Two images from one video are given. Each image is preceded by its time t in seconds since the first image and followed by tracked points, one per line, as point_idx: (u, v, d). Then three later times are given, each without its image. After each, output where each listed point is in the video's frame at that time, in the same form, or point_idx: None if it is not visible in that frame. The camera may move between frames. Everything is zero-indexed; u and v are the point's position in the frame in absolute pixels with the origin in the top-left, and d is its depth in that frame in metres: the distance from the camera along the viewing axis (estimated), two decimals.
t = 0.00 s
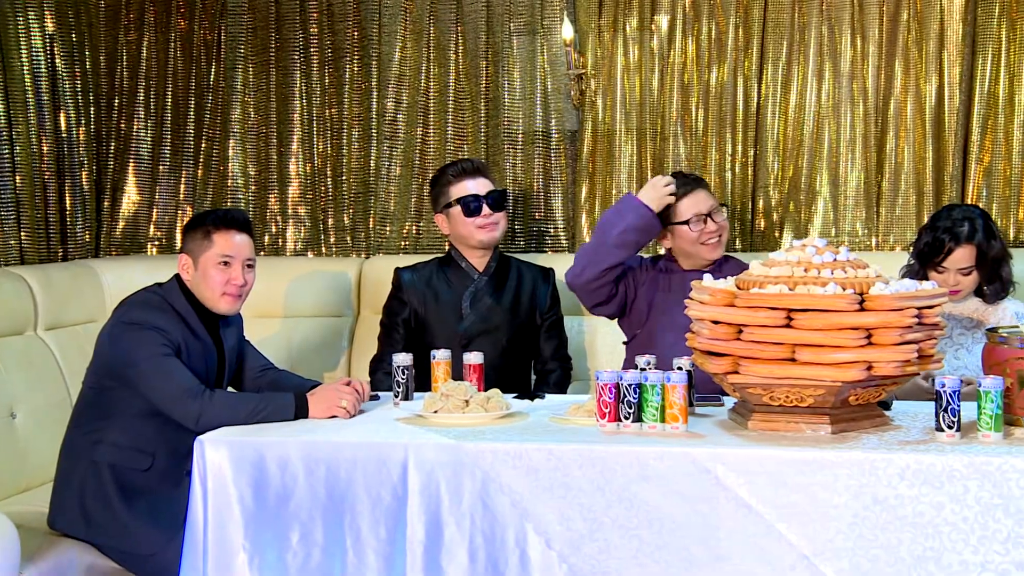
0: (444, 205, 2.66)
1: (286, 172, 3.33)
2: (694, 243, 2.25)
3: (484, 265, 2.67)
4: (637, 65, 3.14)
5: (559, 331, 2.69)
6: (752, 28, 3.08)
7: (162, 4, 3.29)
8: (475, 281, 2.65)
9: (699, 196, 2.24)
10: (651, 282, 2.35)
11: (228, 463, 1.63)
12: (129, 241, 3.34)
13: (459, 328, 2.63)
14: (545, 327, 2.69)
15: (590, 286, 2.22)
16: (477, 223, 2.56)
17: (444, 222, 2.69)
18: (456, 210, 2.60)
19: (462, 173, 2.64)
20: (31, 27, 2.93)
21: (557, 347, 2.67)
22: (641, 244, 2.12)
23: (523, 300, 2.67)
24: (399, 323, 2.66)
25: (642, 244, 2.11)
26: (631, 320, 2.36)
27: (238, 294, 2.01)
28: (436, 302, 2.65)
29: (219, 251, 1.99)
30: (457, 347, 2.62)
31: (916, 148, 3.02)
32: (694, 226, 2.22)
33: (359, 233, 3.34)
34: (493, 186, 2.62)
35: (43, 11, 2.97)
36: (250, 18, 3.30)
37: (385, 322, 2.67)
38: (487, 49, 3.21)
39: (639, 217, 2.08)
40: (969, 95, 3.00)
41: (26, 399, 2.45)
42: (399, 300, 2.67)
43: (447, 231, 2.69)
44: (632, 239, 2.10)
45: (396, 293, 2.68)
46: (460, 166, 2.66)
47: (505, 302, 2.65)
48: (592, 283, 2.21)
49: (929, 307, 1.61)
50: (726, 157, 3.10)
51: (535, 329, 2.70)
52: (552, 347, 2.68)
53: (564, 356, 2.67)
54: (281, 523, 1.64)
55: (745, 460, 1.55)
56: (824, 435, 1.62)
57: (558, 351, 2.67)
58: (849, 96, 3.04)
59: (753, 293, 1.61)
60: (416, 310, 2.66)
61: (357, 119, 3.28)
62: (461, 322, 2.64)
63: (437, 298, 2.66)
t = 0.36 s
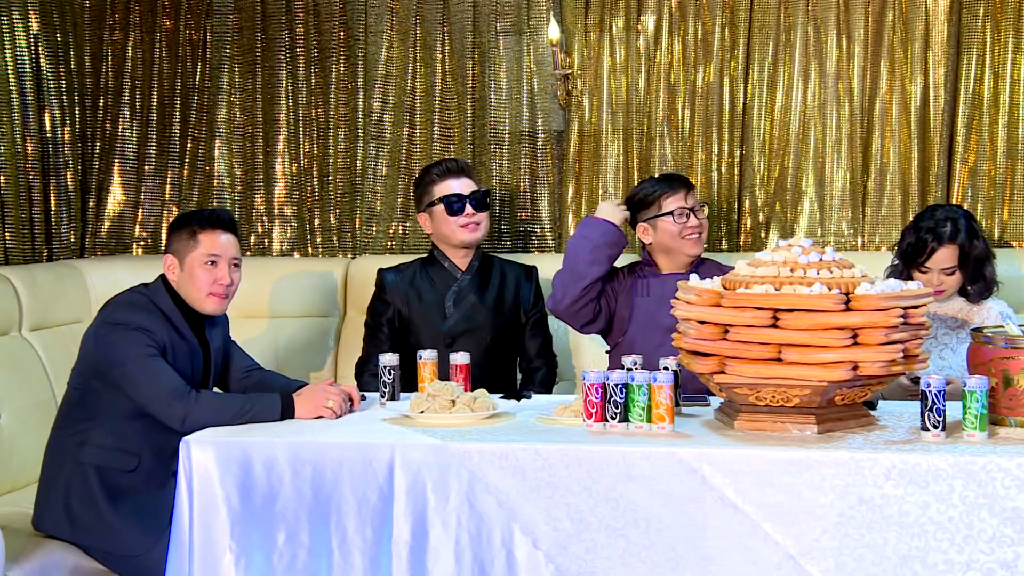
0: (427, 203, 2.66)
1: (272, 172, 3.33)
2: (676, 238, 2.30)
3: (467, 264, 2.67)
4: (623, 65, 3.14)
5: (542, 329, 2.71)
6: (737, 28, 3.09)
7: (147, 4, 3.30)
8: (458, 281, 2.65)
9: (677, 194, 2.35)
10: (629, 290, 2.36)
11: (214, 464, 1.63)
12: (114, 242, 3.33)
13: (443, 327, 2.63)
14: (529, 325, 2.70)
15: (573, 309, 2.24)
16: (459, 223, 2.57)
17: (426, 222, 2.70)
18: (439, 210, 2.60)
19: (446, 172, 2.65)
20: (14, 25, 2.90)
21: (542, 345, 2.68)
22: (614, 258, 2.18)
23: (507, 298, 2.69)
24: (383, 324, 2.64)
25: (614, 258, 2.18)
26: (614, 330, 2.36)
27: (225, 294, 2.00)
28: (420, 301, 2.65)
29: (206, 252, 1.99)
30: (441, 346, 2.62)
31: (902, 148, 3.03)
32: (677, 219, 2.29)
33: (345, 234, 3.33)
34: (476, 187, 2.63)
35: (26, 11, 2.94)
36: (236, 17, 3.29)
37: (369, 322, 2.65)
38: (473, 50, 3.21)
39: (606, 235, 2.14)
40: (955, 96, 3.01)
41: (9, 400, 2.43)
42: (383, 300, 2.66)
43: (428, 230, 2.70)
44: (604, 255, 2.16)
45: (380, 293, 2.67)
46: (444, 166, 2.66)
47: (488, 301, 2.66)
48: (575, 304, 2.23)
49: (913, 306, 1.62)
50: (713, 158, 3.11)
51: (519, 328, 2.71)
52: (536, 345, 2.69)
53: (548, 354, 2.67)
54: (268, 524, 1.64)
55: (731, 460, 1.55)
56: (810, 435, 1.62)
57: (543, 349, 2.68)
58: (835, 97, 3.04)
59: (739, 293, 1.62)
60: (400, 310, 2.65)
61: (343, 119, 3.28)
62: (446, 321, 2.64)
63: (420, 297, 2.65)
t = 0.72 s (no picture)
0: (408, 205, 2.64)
1: (257, 173, 3.31)
2: (676, 244, 2.29)
3: (448, 262, 2.67)
4: (608, 65, 3.15)
5: (525, 327, 2.71)
6: (721, 29, 3.10)
7: (130, 4, 3.29)
8: (440, 280, 2.65)
9: (679, 201, 2.31)
10: (621, 288, 2.37)
11: (198, 465, 1.63)
12: (98, 242, 3.33)
13: (425, 326, 2.63)
14: (512, 323, 2.70)
15: (561, 295, 2.25)
16: (441, 225, 2.57)
17: (407, 222, 2.68)
18: (420, 212, 2.59)
19: (427, 174, 2.63)
20: None
21: (524, 343, 2.69)
22: (609, 253, 2.22)
23: (489, 297, 2.69)
24: (365, 324, 2.65)
25: (609, 251, 2.22)
26: (604, 327, 2.37)
27: (214, 296, 2.01)
28: (402, 301, 2.65)
29: (195, 254, 1.98)
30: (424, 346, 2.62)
31: (886, 148, 3.03)
32: (682, 226, 2.27)
33: (330, 234, 3.33)
34: (457, 187, 2.61)
35: (8, 8, 2.97)
36: (220, 17, 3.27)
37: (351, 323, 2.66)
38: (458, 50, 3.21)
39: (604, 228, 2.21)
40: (938, 97, 3.01)
41: None
42: (365, 301, 2.66)
43: (410, 231, 2.69)
44: (598, 246, 2.21)
45: (361, 294, 2.67)
46: (425, 167, 2.64)
47: (470, 300, 2.66)
48: (564, 292, 2.25)
49: (897, 306, 1.62)
50: (697, 158, 3.11)
51: (502, 326, 2.71)
52: (519, 343, 2.69)
53: (531, 352, 2.68)
54: (252, 525, 1.64)
55: (716, 460, 1.55)
56: (795, 434, 1.63)
57: (525, 347, 2.67)
58: (818, 97, 3.06)
59: (723, 293, 1.62)
60: (382, 311, 2.65)
61: (328, 119, 3.28)
62: (428, 320, 2.64)
63: (402, 297, 2.66)
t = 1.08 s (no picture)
0: (380, 210, 2.63)
1: (240, 172, 3.32)
2: (674, 257, 2.29)
3: (426, 263, 2.67)
4: (592, 66, 3.16)
5: (506, 325, 2.71)
6: (706, 30, 3.10)
7: (112, 3, 3.28)
8: (418, 281, 2.66)
9: (683, 216, 2.29)
10: (613, 293, 2.36)
11: (181, 465, 1.62)
12: (80, 243, 3.33)
13: (405, 327, 2.63)
14: (493, 321, 2.70)
15: (556, 307, 2.21)
16: (413, 229, 2.57)
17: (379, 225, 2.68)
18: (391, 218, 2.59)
19: (395, 178, 2.60)
20: None
21: (506, 341, 2.68)
22: (598, 260, 2.15)
23: (469, 296, 2.69)
24: (347, 328, 2.65)
25: (598, 258, 2.14)
26: (596, 332, 2.36)
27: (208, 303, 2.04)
28: (382, 303, 2.66)
29: (196, 263, 1.98)
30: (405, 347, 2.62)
31: (868, 148, 3.05)
32: (683, 240, 2.27)
33: (313, 234, 3.33)
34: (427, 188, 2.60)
35: None
36: (203, 17, 3.27)
37: (332, 328, 2.66)
38: (441, 49, 3.21)
39: (591, 234, 2.10)
40: (919, 98, 3.03)
41: None
42: (345, 305, 2.66)
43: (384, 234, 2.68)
44: (587, 255, 2.12)
45: (341, 298, 2.67)
46: (393, 171, 2.60)
47: (450, 300, 2.66)
48: (558, 304, 2.20)
49: (880, 306, 1.63)
50: (681, 158, 3.12)
51: (483, 325, 2.71)
52: (500, 341, 2.69)
53: (513, 350, 2.68)
54: (236, 525, 1.63)
55: (700, 459, 1.55)
56: (778, 434, 1.63)
57: (507, 345, 2.68)
58: (802, 97, 3.06)
59: (707, 293, 1.62)
60: (362, 314, 2.65)
61: (312, 119, 3.28)
62: (408, 321, 2.64)
63: (382, 299, 2.66)
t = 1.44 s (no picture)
0: (341, 219, 2.62)
1: (223, 172, 3.33)
2: (657, 263, 2.30)
3: (394, 265, 2.69)
4: (576, 66, 3.17)
5: (478, 318, 2.74)
6: (688, 29, 3.13)
7: (95, 3, 3.30)
8: (388, 283, 2.68)
9: (662, 223, 2.25)
10: (603, 291, 2.34)
11: (164, 467, 1.62)
12: (63, 243, 3.35)
13: (377, 330, 2.66)
14: (464, 316, 2.73)
15: (547, 284, 2.15)
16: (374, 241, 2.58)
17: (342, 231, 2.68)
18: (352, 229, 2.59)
19: (351, 188, 2.59)
20: None
21: (479, 336, 2.71)
22: (599, 239, 2.05)
23: (439, 293, 2.71)
24: (319, 335, 2.70)
25: (600, 237, 2.04)
26: (582, 328, 2.35)
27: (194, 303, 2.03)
28: (352, 308, 2.69)
29: (181, 265, 1.98)
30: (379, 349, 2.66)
31: (851, 149, 3.07)
32: (662, 248, 2.27)
33: (297, 234, 3.33)
34: (387, 196, 2.59)
35: None
36: (186, 17, 3.30)
37: (306, 338, 2.71)
38: (425, 50, 3.23)
39: (602, 210, 2.00)
40: (902, 99, 3.05)
41: None
42: (316, 313, 2.71)
43: (346, 242, 2.68)
44: (590, 234, 2.03)
45: (312, 307, 2.72)
46: (350, 180, 2.60)
47: (421, 298, 2.68)
48: (552, 279, 2.14)
49: (864, 307, 1.63)
50: (665, 158, 3.14)
51: (456, 321, 2.74)
52: (474, 336, 2.72)
53: (487, 344, 2.71)
54: (219, 526, 1.63)
55: (683, 460, 1.55)
56: (762, 434, 1.63)
57: (480, 339, 2.71)
58: (786, 98, 3.08)
59: (691, 294, 1.62)
60: (333, 320, 2.70)
61: (295, 120, 3.28)
62: (380, 324, 2.67)
63: (351, 304, 2.69)
